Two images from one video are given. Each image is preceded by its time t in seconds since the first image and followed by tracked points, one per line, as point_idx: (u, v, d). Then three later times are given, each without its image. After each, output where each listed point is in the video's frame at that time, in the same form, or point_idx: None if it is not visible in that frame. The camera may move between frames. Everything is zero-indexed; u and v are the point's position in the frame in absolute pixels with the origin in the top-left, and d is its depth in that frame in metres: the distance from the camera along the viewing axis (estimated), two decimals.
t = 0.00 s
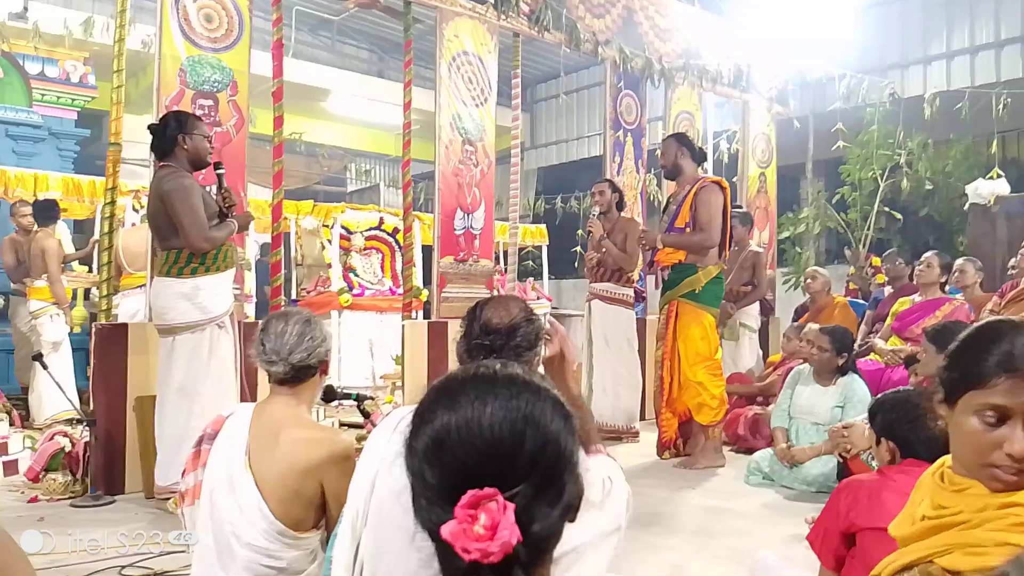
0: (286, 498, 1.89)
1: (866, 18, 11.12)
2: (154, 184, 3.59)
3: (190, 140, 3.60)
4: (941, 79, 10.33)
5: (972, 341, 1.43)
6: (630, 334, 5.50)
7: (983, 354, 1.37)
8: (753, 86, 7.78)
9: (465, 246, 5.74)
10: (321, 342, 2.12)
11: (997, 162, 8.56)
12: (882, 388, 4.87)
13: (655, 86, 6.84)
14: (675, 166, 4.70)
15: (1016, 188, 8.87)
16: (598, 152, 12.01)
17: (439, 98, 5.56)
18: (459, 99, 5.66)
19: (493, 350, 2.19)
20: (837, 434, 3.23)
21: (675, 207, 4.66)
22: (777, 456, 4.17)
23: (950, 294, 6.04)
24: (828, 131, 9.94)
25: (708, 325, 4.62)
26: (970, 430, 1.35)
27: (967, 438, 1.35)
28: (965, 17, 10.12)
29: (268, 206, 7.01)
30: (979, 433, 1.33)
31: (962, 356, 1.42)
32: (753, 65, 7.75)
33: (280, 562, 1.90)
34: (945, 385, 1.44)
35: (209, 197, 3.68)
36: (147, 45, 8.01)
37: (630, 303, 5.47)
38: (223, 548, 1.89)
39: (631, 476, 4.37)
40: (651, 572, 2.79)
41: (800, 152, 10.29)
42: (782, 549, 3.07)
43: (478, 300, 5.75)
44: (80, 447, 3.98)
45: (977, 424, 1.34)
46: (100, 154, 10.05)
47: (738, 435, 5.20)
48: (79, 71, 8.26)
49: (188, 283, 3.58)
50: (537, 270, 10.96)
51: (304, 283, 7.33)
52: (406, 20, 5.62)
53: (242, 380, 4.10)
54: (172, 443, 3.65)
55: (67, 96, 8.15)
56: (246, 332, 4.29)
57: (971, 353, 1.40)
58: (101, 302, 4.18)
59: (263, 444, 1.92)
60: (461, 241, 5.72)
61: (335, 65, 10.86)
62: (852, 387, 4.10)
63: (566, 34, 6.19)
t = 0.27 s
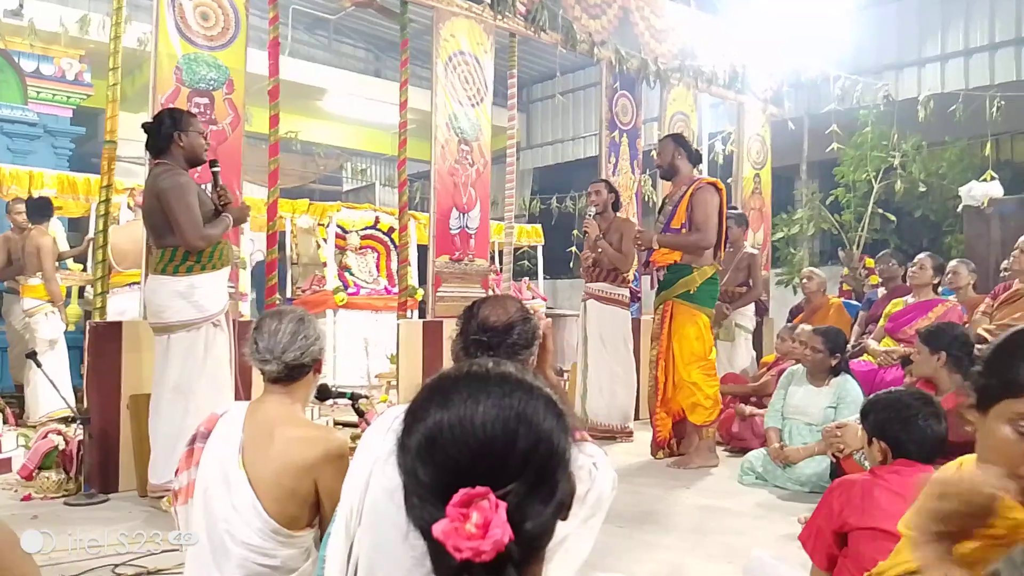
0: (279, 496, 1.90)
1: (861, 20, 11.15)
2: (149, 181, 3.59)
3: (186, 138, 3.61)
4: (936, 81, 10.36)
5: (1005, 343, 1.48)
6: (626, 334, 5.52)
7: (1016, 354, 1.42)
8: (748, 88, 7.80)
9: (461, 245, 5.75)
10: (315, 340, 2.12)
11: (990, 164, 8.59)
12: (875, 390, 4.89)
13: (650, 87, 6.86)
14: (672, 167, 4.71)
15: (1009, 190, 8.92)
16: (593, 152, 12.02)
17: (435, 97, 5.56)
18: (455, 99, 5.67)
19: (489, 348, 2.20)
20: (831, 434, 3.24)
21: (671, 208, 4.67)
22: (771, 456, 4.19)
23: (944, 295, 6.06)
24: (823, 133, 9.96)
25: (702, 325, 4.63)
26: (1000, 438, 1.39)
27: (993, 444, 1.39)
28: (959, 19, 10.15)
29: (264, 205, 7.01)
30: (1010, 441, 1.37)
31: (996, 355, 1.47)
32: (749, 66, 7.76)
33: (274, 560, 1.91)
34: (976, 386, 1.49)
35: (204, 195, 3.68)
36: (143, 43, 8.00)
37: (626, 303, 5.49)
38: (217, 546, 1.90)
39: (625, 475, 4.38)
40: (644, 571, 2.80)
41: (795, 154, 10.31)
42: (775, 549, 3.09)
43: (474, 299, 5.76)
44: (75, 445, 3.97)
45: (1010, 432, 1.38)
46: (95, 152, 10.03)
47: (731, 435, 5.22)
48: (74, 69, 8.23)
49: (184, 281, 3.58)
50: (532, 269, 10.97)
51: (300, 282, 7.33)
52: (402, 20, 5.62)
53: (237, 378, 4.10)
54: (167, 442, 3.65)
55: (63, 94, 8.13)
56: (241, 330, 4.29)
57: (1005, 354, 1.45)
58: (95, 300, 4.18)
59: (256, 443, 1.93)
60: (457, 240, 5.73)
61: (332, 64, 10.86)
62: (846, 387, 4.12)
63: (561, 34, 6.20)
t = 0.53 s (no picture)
0: (272, 496, 1.89)
1: (854, 20, 11.18)
2: (142, 181, 3.57)
3: (178, 137, 3.59)
4: (928, 81, 10.40)
5: None
6: (620, 333, 5.52)
7: None
8: (742, 87, 7.82)
9: (455, 245, 5.74)
10: (307, 340, 2.11)
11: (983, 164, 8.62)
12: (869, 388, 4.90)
13: (644, 87, 6.87)
14: (667, 166, 4.72)
15: (1001, 189, 8.96)
16: (587, 152, 12.03)
17: (429, 97, 5.56)
18: (449, 98, 5.66)
19: (485, 348, 2.19)
20: (824, 433, 3.24)
21: (666, 208, 4.67)
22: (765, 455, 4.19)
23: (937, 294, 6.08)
24: (817, 133, 9.98)
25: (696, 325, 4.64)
26: None
27: None
28: (952, 19, 10.18)
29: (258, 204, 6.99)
30: None
31: None
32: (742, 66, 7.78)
33: (268, 561, 1.90)
34: None
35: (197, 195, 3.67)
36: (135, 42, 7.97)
37: (621, 303, 5.50)
38: (210, 547, 1.90)
39: (620, 474, 4.38)
40: (638, 570, 2.80)
41: (788, 153, 10.33)
42: (769, 547, 3.09)
43: (468, 299, 5.75)
44: (67, 445, 3.96)
45: None
46: (88, 151, 9.99)
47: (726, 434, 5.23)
48: (67, 68, 8.20)
49: (177, 281, 3.57)
50: (527, 269, 10.96)
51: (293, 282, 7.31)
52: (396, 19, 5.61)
53: (230, 378, 4.09)
54: (160, 442, 3.64)
55: (56, 93, 8.10)
56: (234, 330, 4.28)
57: None
58: (88, 300, 4.16)
59: (249, 443, 1.92)
60: (451, 240, 5.72)
61: (325, 64, 10.84)
62: (839, 386, 4.13)
63: (556, 33, 6.20)
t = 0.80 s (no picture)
0: (273, 497, 1.89)
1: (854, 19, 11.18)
2: (143, 181, 3.58)
3: (180, 137, 3.59)
4: (929, 79, 10.39)
5: None
6: (622, 332, 5.51)
7: None
8: (742, 86, 7.82)
9: (456, 244, 5.74)
10: (305, 340, 2.11)
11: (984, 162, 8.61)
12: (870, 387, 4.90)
13: (645, 85, 6.87)
14: (669, 165, 4.71)
15: (1002, 188, 8.98)
16: (588, 151, 12.04)
17: (430, 96, 5.56)
18: (449, 97, 5.67)
19: (488, 347, 2.19)
20: (825, 431, 3.24)
21: (667, 207, 4.67)
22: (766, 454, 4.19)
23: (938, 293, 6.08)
24: (818, 132, 9.98)
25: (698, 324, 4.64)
26: None
27: None
28: (953, 18, 10.18)
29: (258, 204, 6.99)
30: None
31: None
32: (743, 65, 7.78)
33: (269, 561, 1.90)
34: None
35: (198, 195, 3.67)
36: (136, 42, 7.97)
37: (622, 302, 5.50)
38: (212, 547, 1.90)
39: (620, 473, 4.38)
40: (639, 570, 2.80)
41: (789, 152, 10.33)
42: (770, 547, 3.09)
43: (469, 298, 5.75)
44: (69, 445, 3.96)
45: None
46: (89, 151, 10.01)
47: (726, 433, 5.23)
48: (67, 69, 8.19)
49: (178, 281, 3.58)
50: (528, 268, 10.96)
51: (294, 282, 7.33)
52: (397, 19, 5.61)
53: (232, 379, 4.09)
54: (160, 442, 3.64)
55: (56, 94, 8.11)
56: (235, 330, 4.28)
57: None
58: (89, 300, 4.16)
59: (250, 444, 1.92)
60: (452, 240, 5.72)
61: (326, 63, 10.84)
62: (840, 385, 4.13)
63: (556, 32, 6.19)
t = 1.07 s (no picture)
0: (265, 493, 1.89)
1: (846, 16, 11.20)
2: (135, 178, 3.56)
3: (172, 134, 3.58)
4: (921, 76, 10.42)
5: None
6: (615, 329, 5.52)
7: None
8: (736, 82, 7.83)
9: (449, 241, 5.73)
10: (290, 337, 2.10)
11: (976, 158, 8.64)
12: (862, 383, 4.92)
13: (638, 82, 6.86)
14: (663, 162, 4.69)
15: (994, 184, 9.02)
16: (581, 148, 12.03)
17: (423, 93, 5.55)
18: (442, 94, 5.66)
19: (480, 343, 2.19)
20: (817, 427, 3.25)
21: (660, 204, 4.68)
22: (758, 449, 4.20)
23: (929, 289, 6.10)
24: (810, 128, 9.99)
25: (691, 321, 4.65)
26: None
27: None
28: (945, 15, 10.20)
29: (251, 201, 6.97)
30: None
31: None
32: (736, 61, 7.79)
33: (260, 558, 1.90)
34: None
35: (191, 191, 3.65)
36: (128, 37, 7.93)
37: (616, 299, 5.50)
38: (203, 545, 1.89)
39: (614, 469, 4.38)
40: (631, 566, 2.80)
41: (782, 149, 10.35)
42: (762, 542, 3.10)
43: (462, 295, 5.75)
44: (59, 443, 3.94)
45: None
46: (80, 148, 9.96)
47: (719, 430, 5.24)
48: (58, 65, 8.13)
49: (171, 278, 3.56)
50: (521, 265, 10.96)
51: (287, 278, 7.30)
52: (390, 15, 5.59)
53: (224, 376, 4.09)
54: (153, 439, 3.63)
55: (47, 90, 8.06)
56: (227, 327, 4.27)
57: None
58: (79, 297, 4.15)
59: (240, 441, 1.92)
60: (445, 236, 5.72)
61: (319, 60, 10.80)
62: (832, 380, 4.15)
63: (549, 29, 6.19)
